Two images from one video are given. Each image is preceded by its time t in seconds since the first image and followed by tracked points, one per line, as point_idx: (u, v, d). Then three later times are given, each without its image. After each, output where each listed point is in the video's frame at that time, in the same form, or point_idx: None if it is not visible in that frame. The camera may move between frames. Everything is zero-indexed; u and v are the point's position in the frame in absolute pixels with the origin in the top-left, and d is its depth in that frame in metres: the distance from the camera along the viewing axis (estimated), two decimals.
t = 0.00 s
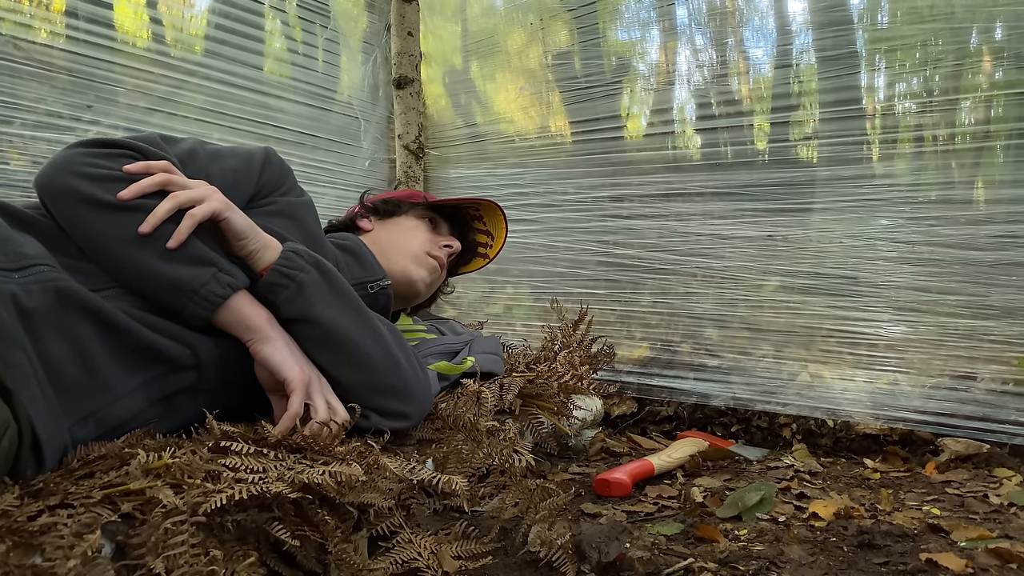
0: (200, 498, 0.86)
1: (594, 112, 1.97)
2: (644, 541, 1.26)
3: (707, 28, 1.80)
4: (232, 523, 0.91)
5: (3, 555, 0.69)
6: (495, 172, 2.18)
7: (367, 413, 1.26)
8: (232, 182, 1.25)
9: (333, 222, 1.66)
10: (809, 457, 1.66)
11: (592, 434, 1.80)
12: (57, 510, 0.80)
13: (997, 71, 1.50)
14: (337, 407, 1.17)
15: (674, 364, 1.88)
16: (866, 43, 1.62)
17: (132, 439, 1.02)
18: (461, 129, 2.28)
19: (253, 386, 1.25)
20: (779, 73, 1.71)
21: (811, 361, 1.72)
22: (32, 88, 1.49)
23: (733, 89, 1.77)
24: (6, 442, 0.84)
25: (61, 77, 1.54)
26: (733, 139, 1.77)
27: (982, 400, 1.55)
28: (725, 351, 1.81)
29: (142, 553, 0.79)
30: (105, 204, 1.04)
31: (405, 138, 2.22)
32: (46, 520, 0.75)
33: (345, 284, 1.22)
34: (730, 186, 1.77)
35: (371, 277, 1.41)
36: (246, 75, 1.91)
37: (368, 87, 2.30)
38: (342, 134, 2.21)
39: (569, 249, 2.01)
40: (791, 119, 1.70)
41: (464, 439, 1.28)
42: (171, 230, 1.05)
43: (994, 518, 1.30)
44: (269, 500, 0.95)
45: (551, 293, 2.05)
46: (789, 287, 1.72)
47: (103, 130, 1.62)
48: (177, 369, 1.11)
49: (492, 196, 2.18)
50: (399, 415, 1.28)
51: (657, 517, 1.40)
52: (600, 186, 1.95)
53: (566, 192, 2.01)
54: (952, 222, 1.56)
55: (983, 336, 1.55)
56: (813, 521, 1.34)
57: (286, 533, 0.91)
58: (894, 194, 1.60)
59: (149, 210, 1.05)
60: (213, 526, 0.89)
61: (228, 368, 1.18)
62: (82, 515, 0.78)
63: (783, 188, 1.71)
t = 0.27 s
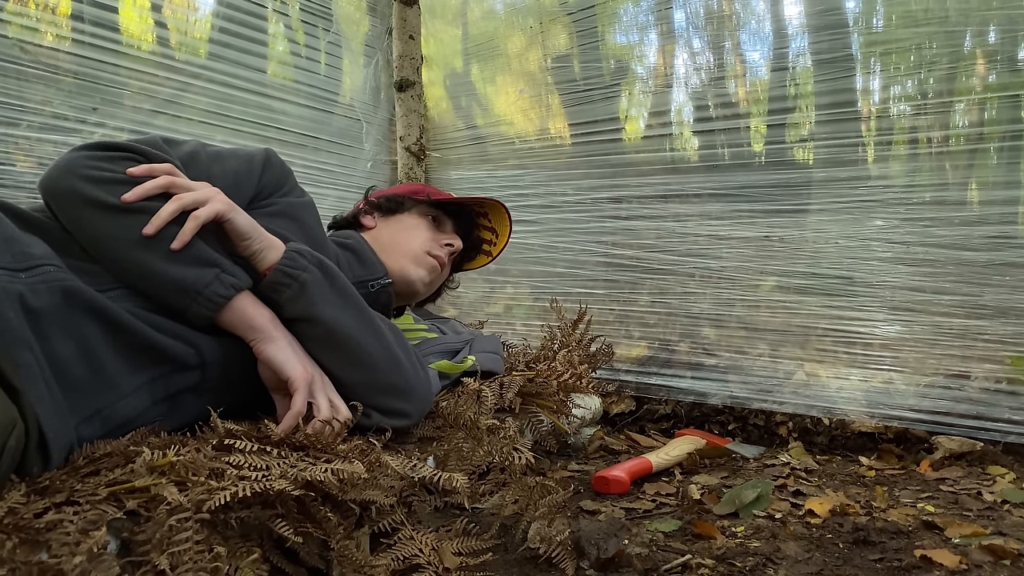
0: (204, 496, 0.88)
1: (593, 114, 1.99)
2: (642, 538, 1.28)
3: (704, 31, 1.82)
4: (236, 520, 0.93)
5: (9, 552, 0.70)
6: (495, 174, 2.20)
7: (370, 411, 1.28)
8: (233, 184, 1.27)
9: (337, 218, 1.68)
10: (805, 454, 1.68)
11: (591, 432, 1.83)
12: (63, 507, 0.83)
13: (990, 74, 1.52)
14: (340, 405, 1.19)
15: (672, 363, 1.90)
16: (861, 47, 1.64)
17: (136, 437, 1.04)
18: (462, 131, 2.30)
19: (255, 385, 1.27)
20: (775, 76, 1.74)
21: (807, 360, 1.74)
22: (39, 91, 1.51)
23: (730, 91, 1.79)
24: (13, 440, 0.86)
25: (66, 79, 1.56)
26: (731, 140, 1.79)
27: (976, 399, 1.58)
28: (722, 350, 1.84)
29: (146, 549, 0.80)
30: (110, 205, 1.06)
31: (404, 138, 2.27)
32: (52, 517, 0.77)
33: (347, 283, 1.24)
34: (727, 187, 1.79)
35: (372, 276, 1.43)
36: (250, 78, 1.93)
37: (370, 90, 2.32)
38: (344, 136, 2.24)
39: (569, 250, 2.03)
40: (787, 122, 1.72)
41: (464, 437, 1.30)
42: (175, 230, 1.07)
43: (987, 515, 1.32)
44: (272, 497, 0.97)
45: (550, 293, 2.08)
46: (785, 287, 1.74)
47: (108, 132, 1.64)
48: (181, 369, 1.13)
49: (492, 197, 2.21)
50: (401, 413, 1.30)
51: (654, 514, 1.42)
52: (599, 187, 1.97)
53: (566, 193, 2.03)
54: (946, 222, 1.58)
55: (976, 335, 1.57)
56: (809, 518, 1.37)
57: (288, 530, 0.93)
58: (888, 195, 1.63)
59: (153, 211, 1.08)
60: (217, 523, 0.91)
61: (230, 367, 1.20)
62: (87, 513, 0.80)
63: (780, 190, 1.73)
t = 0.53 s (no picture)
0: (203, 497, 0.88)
1: (593, 113, 1.99)
2: (642, 538, 1.28)
3: (704, 31, 1.82)
4: (235, 519, 0.93)
5: (9, 552, 0.70)
6: (495, 173, 2.20)
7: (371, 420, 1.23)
8: (223, 181, 1.19)
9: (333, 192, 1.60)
10: (805, 454, 1.68)
11: (591, 432, 1.83)
12: (63, 506, 0.83)
13: (991, 74, 1.52)
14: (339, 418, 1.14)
15: (672, 363, 1.90)
16: (861, 46, 1.64)
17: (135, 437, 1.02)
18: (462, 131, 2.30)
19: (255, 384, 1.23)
20: (775, 75, 1.73)
21: (807, 360, 1.74)
22: (38, 91, 1.51)
23: (730, 91, 1.79)
24: (8, 438, 0.85)
25: (66, 79, 1.56)
26: (731, 140, 1.79)
27: (976, 399, 1.57)
28: (722, 350, 1.83)
29: (146, 548, 0.79)
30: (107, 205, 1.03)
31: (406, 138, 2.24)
32: (52, 516, 0.77)
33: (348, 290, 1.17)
34: (727, 186, 1.79)
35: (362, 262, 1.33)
36: (250, 77, 1.93)
37: (370, 90, 2.32)
38: (344, 136, 2.23)
39: (569, 250, 2.03)
40: (788, 121, 1.72)
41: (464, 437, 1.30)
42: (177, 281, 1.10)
43: (987, 515, 1.32)
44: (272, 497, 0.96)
45: (550, 293, 2.08)
46: (785, 287, 1.74)
47: (108, 132, 1.64)
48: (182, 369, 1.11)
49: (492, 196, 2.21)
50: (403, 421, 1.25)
51: (654, 514, 1.42)
52: (599, 187, 1.97)
53: (566, 192, 2.03)
54: (946, 222, 1.58)
55: (976, 335, 1.57)
56: (809, 518, 1.36)
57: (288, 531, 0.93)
58: (889, 195, 1.62)
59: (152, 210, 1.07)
60: (217, 523, 0.90)
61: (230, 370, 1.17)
62: (87, 512, 0.80)
63: (780, 189, 1.73)
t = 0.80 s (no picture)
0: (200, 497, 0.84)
1: (595, 110, 1.96)
2: (645, 543, 1.25)
3: (708, 26, 1.79)
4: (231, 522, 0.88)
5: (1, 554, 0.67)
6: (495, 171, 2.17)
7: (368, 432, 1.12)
8: (217, 171, 1.05)
9: (322, 170, 1.49)
10: (810, 458, 1.65)
11: (593, 435, 1.80)
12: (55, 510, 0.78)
13: (999, 70, 1.49)
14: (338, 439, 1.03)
15: (675, 364, 1.87)
16: (867, 42, 1.61)
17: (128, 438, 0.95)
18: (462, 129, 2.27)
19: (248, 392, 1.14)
20: (780, 71, 1.70)
21: (812, 361, 1.71)
22: (29, 87, 1.48)
23: (734, 87, 1.76)
24: None
25: (58, 75, 1.53)
26: (734, 138, 1.76)
27: (985, 401, 1.54)
28: (726, 351, 1.81)
29: (139, 552, 0.77)
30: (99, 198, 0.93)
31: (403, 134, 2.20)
32: (43, 520, 0.73)
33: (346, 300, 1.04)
34: (731, 184, 1.76)
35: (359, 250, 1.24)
36: (245, 73, 1.90)
37: (367, 86, 2.29)
38: (341, 133, 2.21)
39: (570, 249, 2.00)
40: (793, 118, 1.69)
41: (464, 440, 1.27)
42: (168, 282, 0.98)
43: (996, 519, 1.29)
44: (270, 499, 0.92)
45: (552, 293, 2.05)
46: (790, 287, 1.71)
47: (101, 129, 1.61)
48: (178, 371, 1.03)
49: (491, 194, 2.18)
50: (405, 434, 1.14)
51: (657, 518, 1.39)
52: (601, 185, 1.94)
53: (567, 191, 2.00)
54: (954, 221, 1.55)
55: (985, 336, 1.54)
56: (814, 522, 1.34)
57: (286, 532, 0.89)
58: (896, 193, 1.59)
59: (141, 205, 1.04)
60: (212, 527, 0.87)
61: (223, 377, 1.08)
62: (79, 516, 0.75)
63: (785, 188, 1.70)
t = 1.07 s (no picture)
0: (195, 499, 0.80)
1: (597, 107, 1.93)
2: (647, 547, 1.22)
3: (711, 21, 1.76)
4: (227, 526, 0.85)
5: None
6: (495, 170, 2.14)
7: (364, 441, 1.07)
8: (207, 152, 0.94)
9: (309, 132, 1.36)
10: (816, 461, 1.63)
11: (595, 437, 1.77)
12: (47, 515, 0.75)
13: (1008, 67, 1.46)
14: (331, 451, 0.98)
15: (678, 366, 1.85)
16: (874, 37, 1.58)
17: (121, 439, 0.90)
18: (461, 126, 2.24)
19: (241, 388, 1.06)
20: (785, 68, 1.68)
21: (818, 362, 1.68)
22: (20, 84, 1.45)
23: (738, 84, 1.73)
24: None
25: (50, 71, 1.50)
26: (738, 135, 1.73)
27: (993, 403, 1.52)
28: (730, 353, 1.78)
29: (133, 558, 0.73)
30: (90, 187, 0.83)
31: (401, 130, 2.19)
32: (35, 524, 0.71)
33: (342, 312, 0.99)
34: (735, 183, 1.73)
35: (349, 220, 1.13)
36: (240, 70, 1.87)
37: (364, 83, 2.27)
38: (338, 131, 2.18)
39: (571, 248, 1.97)
40: (798, 115, 1.66)
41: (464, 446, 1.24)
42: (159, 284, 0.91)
43: (1004, 524, 1.26)
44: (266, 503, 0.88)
45: (553, 293, 2.02)
46: (795, 287, 1.69)
47: (93, 126, 1.58)
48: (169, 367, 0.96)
49: (491, 192, 2.15)
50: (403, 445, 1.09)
51: (659, 522, 1.36)
52: (602, 184, 1.91)
53: (568, 189, 1.97)
54: (962, 220, 1.52)
55: (993, 337, 1.52)
56: (819, 526, 1.31)
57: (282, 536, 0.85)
58: (903, 192, 1.57)
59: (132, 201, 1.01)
60: (207, 532, 0.82)
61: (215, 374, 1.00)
62: (72, 521, 0.73)
63: (790, 186, 1.67)
